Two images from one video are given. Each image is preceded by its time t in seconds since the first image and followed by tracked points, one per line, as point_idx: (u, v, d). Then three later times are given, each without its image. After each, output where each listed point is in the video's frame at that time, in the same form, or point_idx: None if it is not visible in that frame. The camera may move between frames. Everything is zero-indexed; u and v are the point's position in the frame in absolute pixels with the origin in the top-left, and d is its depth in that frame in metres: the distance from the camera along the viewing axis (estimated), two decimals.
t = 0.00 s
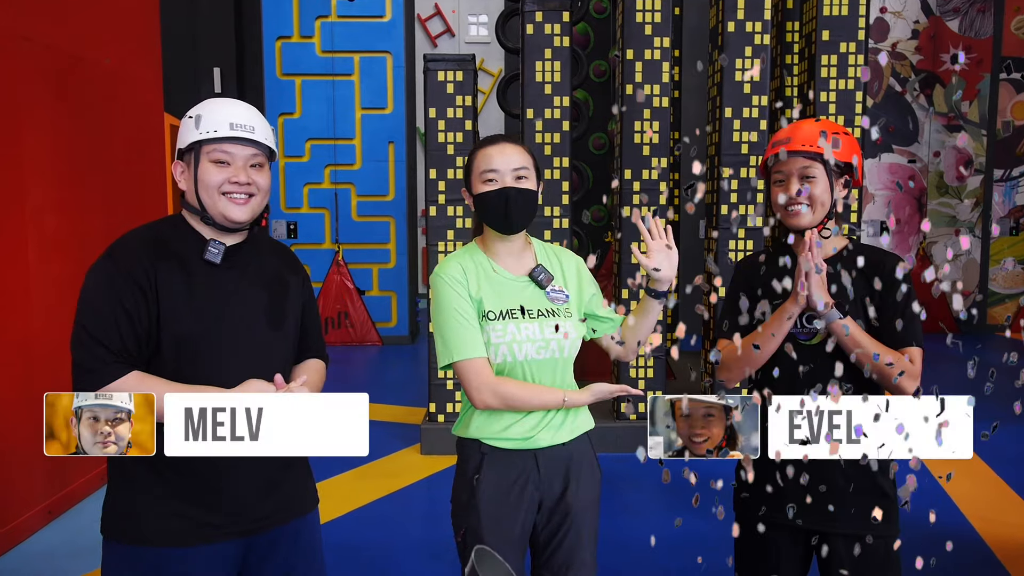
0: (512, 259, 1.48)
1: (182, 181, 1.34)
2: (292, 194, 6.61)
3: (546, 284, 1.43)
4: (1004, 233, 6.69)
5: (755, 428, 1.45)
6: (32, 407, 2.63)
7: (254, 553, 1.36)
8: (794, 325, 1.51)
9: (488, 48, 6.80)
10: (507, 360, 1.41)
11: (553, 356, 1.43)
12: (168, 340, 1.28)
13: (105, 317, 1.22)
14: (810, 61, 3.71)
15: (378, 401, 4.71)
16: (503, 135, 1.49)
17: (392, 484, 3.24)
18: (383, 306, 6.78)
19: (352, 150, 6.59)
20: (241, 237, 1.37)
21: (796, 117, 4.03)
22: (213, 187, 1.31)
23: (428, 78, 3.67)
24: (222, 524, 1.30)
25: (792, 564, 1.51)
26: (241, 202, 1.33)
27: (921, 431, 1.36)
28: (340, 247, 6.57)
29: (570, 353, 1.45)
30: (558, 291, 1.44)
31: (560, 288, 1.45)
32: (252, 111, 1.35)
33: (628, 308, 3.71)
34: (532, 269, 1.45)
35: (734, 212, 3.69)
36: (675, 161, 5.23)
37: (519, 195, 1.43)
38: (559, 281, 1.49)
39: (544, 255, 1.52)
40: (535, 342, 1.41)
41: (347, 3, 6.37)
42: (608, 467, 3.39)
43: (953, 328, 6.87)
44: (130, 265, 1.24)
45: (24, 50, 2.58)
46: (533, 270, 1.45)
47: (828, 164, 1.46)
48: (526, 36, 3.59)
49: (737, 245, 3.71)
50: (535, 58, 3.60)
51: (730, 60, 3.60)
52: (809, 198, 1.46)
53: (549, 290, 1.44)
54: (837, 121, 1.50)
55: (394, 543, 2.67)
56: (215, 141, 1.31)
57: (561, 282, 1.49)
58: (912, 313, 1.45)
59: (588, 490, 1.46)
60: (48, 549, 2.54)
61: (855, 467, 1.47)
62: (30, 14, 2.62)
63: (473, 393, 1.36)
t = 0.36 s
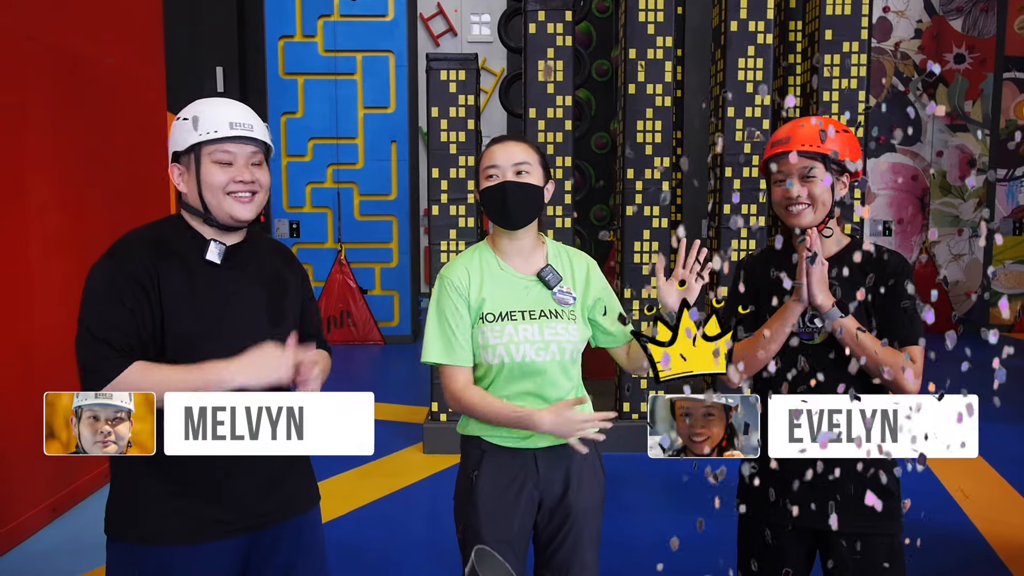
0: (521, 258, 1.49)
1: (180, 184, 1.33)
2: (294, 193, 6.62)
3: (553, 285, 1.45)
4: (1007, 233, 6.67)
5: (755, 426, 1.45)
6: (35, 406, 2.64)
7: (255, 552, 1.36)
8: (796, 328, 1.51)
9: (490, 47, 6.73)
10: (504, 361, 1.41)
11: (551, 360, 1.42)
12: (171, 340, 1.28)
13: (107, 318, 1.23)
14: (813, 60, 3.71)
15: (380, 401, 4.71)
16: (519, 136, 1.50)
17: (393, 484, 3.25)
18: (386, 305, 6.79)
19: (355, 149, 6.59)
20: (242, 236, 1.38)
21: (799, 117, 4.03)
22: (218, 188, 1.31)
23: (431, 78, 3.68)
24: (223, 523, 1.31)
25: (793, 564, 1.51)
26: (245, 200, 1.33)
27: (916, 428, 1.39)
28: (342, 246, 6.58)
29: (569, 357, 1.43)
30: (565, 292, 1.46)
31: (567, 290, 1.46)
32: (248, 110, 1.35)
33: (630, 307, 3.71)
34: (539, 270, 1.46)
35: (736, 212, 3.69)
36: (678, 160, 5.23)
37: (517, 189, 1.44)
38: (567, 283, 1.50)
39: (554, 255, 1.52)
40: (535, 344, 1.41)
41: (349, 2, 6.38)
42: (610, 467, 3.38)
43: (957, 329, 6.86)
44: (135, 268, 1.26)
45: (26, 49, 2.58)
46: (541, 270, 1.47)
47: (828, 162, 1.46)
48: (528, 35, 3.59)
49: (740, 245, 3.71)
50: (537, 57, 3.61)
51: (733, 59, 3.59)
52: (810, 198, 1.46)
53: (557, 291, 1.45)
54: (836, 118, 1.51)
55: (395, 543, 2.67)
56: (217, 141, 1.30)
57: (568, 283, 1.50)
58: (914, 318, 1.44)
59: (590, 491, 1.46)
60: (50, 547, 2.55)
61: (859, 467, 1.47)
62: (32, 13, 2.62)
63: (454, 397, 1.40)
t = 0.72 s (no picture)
0: (526, 256, 1.50)
1: (175, 195, 1.33)
2: (298, 192, 6.64)
3: (550, 284, 1.44)
4: (1011, 233, 6.66)
5: (755, 427, 1.49)
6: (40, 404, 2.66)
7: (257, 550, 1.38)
8: (799, 325, 1.50)
9: (494, 46, 6.68)
10: (493, 357, 1.44)
11: (539, 359, 1.43)
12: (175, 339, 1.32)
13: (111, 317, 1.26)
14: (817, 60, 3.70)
15: (383, 400, 4.73)
16: (529, 138, 1.56)
17: (396, 483, 3.26)
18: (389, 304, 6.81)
19: (358, 148, 6.60)
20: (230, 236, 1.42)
21: (802, 117, 4.02)
22: (220, 196, 1.34)
23: (434, 78, 3.69)
24: (226, 520, 1.33)
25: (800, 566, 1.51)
26: (244, 203, 1.38)
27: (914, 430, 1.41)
28: (346, 245, 6.59)
29: (559, 358, 1.43)
30: (562, 292, 1.44)
31: (565, 290, 1.44)
32: (234, 115, 1.38)
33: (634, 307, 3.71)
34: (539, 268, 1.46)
35: (740, 212, 3.68)
36: (682, 160, 5.22)
37: (507, 187, 1.48)
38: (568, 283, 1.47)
39: (561, 255, 1.51)
40: (522, 342, 1.42)
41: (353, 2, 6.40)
42: (612, 467, 3.39)
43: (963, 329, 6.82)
44: (139, 265, 1.28)
45: (32, 49, 2.60)
46: (540, 268, 1.46)
47: (841, 164, 1.46)
48: (532, 35, 3.60)
49: (743, 244, 3.71)
50: (541, 57, 3.61)
51: (737, 59, 3.59)
52: (821, 200, 1.46)
53: (554, 289, 1.44)
54: (854, 118, 1.51)
55: (397, 542, 2.68)
56: (217, 151, 1.33)
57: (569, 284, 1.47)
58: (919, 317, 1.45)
59: (585, 495, 1.44)
60: (54, 545, 2.56)
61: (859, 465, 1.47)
62: (39, 13, 2.65)
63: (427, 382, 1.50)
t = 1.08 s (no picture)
0: (526, 253, 1.54)
1: (154, 197, 1.33)
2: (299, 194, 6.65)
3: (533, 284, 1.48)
4: (1012, 235, 6.62)
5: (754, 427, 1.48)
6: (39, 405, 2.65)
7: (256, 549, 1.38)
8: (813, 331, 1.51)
9: (494, 49, 6.66)
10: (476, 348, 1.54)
11: (511, 355, 1.49)
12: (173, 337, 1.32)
13: (109, 312, 1.27)
14: (818, 62, 3.71)
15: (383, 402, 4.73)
16: (534, 139, 1.59)
17: (396, 484, 3.26)
18: (390, 306, 6.81)
19: (359, 150, 6.61)
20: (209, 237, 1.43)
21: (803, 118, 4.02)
22: (199, 198, 1.34)
23: (435, 79, 3.69)
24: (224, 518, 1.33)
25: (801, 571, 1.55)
26: (222, 205, 1.39)
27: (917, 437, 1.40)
28: (347, 247, 6.59)
29: (530, 355, 1.48)
30: (542, 292, 1.47)
31: (546, 290, 1.47)
32: (214, 117, 1.39)
33: (635, 309, 3.71)
34: (528, 268, 1.51)
35: (741, 213, 3.67)
36: (684, 162, 5.22)
37: (496, 186, 1.53)
38: (552, 283, 1.49)
39: (559, 255, 1.52)
40: (496, 336, 1.50)
41: (355, 4, 6.41)
42: (613, 468, 3.38)
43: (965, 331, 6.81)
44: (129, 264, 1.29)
45: (35, 50, 2.61)
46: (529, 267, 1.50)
47: (851, 171, 1.46)
48: (532, 37, 3.60)
49: (744, 246, 3.71)
50: (542, 59, 3.62)
51: (737, 60, 3.59)
52: (828, 206, 1.48)
53: (534, 289, 1.48)
54: (871, 123, 1.50)
55: (397, 543, 2.67)
56: (196, 152, 1.33)
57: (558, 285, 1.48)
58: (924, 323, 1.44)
59: (560, 499, 1.47)
60: (53, 547, 2.56)
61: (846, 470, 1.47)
62: (41, 14, 2.66)
63: (438, 363, 1.64)
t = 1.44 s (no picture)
0: (529, 256, 1.56)
1: (156, 198, 1.34)
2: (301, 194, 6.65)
3: (534, 285, 1.49)
4: (1015, 233, 6.68)
5: (755, 428, 1.48)
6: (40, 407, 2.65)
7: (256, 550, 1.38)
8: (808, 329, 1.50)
9: (496, 49, 6.71)
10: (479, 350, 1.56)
11: (511, 356, 1.50)
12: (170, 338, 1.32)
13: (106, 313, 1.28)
14: (819, 60, 3.70)
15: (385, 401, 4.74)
16: (525, 141, 1.58)
17: (398, 484, 3.26)
18: (392, 306, 6.83)
19: (361, 150, 6.62)
20: (210, 238, 1.43)
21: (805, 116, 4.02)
22: (200, 197, 1.34)
23: (437, 79, 3.68)
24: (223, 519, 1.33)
25: None
26: (224, 204, 1.38)
27: (916, 440, 1.42)
28: (349, 247, 6.60)
29: (529, 357, 1.48)
30: (541, 292, 1.47)
31: (545, 290, 1.48)
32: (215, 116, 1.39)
33: (637, 310, 3.71)
34: (529, 270, 1.51)
35: (742, 212, 3.67)
36: (685, 160, 5.24)
37: (491, 192, 1.53)
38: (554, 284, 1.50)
39: (560, 258, 1.52)
40: (498, 339, 1.51)
41: (356, 4, 6.42)
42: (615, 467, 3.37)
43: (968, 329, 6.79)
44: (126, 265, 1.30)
45: (35, 51, 2.62)
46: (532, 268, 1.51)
47: (847, 168, 1.46)
48: (534, 36, 3.60)
49: (746, 245, 3.70)
50: (543, 58, 3.62)
51: (738, 59, 3.59)
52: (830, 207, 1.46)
53: (535, 290, 1.48)
54: (863, 120, 1.51)
55: (399, 543, 2.68)
56: (195, 151, 1.33)
57: (558, 287, 1.48)
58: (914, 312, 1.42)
59: (562, 498, 1.47)
60: (56, 548, 2.57)
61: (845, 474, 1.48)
62: (41, 16, 2.66)
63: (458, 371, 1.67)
